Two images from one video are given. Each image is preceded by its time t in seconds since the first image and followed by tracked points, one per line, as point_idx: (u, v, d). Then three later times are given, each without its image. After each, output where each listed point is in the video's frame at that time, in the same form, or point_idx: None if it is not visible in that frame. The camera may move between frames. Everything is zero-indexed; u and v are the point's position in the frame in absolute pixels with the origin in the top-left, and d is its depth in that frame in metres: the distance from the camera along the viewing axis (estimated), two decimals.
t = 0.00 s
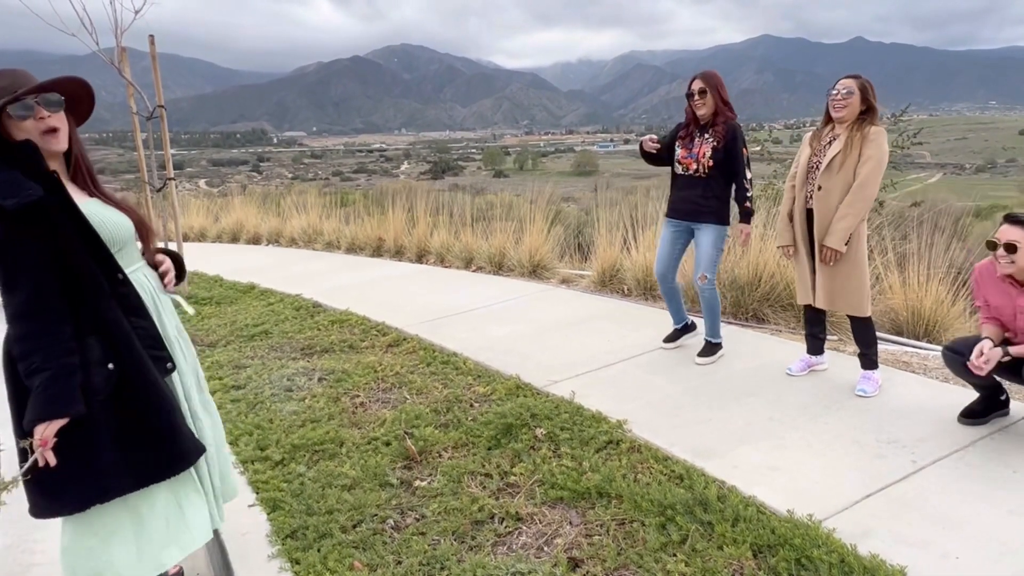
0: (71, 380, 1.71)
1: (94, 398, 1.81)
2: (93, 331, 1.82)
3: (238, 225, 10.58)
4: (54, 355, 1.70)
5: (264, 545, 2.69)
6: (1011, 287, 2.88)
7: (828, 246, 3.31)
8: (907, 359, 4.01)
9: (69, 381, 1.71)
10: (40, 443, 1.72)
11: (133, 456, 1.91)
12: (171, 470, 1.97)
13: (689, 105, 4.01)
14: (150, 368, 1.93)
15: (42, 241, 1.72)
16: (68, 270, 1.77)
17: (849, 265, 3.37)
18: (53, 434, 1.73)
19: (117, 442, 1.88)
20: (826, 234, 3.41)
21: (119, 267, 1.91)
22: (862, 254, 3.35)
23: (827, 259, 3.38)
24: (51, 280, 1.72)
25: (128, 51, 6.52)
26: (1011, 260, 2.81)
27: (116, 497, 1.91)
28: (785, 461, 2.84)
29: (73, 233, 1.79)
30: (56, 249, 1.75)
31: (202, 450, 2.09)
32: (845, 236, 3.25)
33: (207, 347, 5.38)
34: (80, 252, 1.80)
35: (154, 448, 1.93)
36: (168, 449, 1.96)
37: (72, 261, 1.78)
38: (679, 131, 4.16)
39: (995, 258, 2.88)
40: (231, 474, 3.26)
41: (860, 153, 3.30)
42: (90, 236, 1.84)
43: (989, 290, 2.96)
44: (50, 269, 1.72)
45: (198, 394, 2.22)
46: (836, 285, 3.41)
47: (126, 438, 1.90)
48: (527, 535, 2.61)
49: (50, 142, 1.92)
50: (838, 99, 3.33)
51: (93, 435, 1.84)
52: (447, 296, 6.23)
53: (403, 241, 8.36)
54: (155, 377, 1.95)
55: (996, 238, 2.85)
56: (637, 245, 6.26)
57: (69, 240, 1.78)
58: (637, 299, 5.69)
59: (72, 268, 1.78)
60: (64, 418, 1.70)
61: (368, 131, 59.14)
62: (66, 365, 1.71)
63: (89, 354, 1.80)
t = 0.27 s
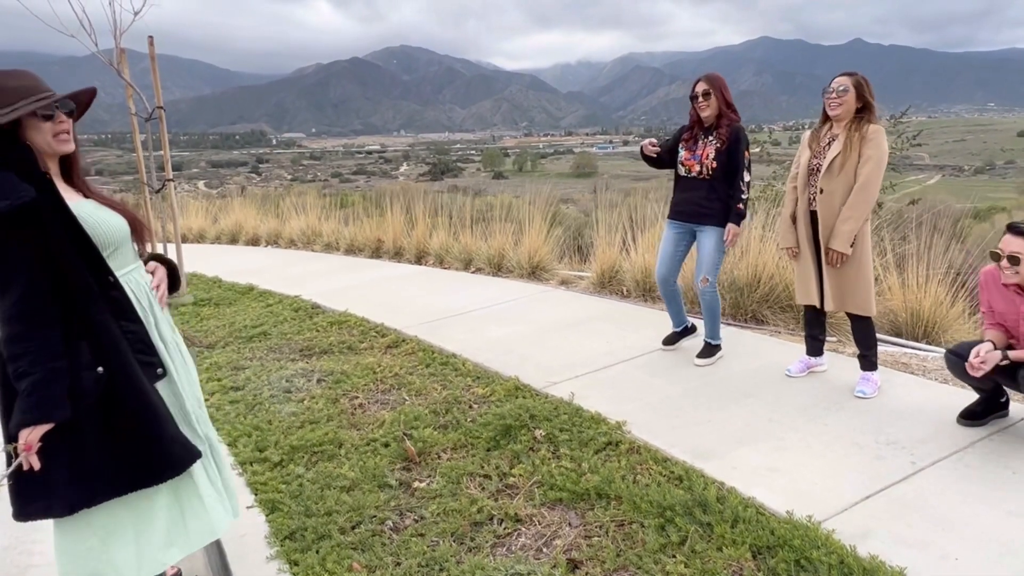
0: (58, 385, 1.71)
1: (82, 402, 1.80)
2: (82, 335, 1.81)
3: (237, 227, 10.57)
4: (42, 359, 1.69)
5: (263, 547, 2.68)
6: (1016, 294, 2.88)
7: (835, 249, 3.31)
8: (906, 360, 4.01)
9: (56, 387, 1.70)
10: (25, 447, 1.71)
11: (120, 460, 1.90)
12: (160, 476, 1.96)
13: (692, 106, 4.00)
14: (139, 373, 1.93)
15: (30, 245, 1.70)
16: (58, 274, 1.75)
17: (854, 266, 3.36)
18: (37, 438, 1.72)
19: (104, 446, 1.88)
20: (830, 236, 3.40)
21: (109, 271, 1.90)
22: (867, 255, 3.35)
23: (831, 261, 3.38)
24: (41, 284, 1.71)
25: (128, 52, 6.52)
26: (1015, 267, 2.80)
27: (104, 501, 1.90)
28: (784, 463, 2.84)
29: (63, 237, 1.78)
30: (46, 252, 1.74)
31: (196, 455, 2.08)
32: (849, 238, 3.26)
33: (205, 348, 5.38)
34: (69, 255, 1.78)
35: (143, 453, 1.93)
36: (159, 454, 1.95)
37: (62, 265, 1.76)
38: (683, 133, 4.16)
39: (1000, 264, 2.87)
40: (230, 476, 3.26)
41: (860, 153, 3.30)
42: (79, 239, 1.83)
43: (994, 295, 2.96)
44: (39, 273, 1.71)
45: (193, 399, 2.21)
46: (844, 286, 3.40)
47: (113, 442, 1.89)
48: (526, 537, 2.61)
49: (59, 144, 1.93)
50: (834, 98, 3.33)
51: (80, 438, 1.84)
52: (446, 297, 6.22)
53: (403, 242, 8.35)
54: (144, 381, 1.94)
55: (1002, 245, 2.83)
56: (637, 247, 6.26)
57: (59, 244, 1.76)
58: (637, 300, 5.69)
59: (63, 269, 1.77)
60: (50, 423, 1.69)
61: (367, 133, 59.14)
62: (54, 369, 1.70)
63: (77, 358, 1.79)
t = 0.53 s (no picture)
0: (62, 386, 1.70)
1: (83, 402, 1.80)
2: (83, 335, 1.80)
3: (235, 229, 10.56)
4: (44, 360, 1.68)
5: (261, 549, 2.68)
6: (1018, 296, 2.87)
7: (838, 252, 3.31)
8: (905, 361, 4.01)
9: (59, 388, 1.69)
10: (29, 448, 1.69)
11: (121, 460, 1.90)
12: (160, 477, 1.96)
13: (692, 107, 4.00)
14: (141, 374, 1.92)
15: (34, 245, 1.69)
16: (59, 275, 1.75)
17: (859, 267, 3.36)
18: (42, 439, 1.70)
19: (105, 447, 1.87)
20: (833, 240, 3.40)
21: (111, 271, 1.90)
22: (871, 255, 3.34)
23: (834, 264, 3.38)
24: (42, 284, 1.70)
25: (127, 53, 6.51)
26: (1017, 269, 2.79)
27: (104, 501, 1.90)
28: (783, 464, 2.84)
29: (66, 237, 1.77)
30: (49, 252, 1.73)
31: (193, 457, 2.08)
32: (852, 241, 3.26)
33: (204, 350, 5.37)
34: (72, 255, 1.78)
35: (144, 453, 1.93)
36: (159, 456, 1.95)
37: (65, 266, 1.76)
38: (683, 133, 4.16)
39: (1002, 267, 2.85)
40: (228, 477, 3.25)
41: (858, 154, 3.31)
42: (82, 240, 1.82)
43: (995, 298, 2.96)
44: (41, 273, 1.70)
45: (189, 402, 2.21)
46: (848, 288, 3.40)
47: (114, 443, 1.89)
48: (525, 538, 2.61)
49: (71, 144, 1.94)
50: (826, 99, 3.34)
51: (80, 439, 1.83)
52: (445, 298, 6.22)
53: (401, 244, 8.35)
54: (145, 382, 1.94)
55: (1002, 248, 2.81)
56: (636, 248, 6.26)
57: (61, 243, 1.75)
58: (636, 302, 5.68)
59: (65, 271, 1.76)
60: (55, 425, 1.68)
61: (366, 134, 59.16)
62: (57, 370, 1.69)
63: (79, 359, 1.79)
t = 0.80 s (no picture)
0: (72, 387, 1.70)
1: (93, 404, 1.79)
2: (92, 336, 1.80)
3: (233, 230, 10.55)
4: (55, 360, 1.68)
5: (260, 551, 2.68)
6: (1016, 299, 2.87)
7: (832, 253, 3.31)
8: (903, 364, 4.02)
9: (69, 389, 1.69)
10: (42, 449, 1.69)
11: (132, 462, 1.90)
12: (172, 476, 1.96)
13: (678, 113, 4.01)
14: (150, 375, 1.92)
15: (42, 247, 1.69)
16: (67, 275, 1.75)
17: (851, 270, 3.37)
18: (55, 440, 1.71)
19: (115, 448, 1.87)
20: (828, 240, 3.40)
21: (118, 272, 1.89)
22: (865, 259, 3.36)
23: (829, 266, 3.39)
24: (51, 285, 1.69)
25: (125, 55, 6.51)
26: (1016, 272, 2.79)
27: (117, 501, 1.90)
28: (782, 466, 2.84)
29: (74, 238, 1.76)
30: (57, 253, 1.73)
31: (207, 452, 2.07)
32: (846, 243, 3.27)
33: (203, 352, 5.37)
34: (80, 255, 1.77)
35: (154, 454, 1.92)
36: (171, 455, 1.95)
37: (73, 268, 1.75)
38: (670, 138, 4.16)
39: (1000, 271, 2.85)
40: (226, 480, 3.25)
41: (855, 157, 3.31)
42: (91, 242, 1.82)
43: (992, 302, 2.96)
44: (49, 274, 1.70)
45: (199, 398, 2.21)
46: (841, 290, 3.41)
47: (124, 444, 1.89)
48: (523, 541, 2.60)
49: (72, 143, 1.94)
50: (826, 104, 3.34)
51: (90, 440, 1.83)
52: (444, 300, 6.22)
53: (400, 246, 8.35)
54: (155, 383, 1.93)
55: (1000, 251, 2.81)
56: (634, 250, 6.26)
57: (69, 245, 1.75)
58: (634, 304, 5.69)
59: (72, 272, 1.76)
60: (66, 425, 1.68)
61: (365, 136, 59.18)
62: (67, 371, 1.69)
63: (88, 360, 1.78)
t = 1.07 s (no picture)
0: (74, 387, 1.69)
1: (93, 403, 1.79)
2: (93, 336, 1.79)
3: (233, 231, 10.55)
4: (56, 360, 1.67)
5: (258, 552, 2.68)
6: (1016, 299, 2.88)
7: (827, 253, 3.31)
8: (901, 365, 4.02)
9: (71, 388, 1.68)
10: (45, 448, 1.68)
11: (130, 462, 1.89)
12: (169, 477, 1.95)
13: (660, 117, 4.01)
14: (150, 376, 1.92)
15: (46, 245, 1.69)
16: (70, 274, 1.74)
17: (846, 272, 3.37)
18: (58, 439, 1.70)
19: (114, 448, 1.87)
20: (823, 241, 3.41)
21: (121, 274, 1.89)
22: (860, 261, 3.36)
23: (825, 267, 3.39)
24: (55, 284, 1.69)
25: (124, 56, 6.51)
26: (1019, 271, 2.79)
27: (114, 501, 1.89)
28: (780, 468, 2.84)
29: (78, 239, 1.77)
30: (61, 253, 1.73)
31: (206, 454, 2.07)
32: (843, 244, 3.27)
33: (202, 353, 5.37)
34: (84, 256, 1.78)
35: (154, 455, 1.92)
36: (169, 457, 1.94)
37: (74, 268, 1.75)
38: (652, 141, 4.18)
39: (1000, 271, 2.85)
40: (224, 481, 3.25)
41: (854, 159, 3.31)
42: (98, 242, 1.83)
43: (989, 305, 2.97)
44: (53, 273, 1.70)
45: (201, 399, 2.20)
46: (834, 292, 3.42)
47: (123, 444, 1.88)
48: (522, 542, 2.60)
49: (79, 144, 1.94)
50: (828, 107, 3.34)
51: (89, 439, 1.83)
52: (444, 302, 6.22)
53: (399, 247, 8.35)
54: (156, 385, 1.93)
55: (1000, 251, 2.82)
56: (633, 252, 6.27)
57: (74, 245, 1.75)
58: (633, 305, 5.69)
59: (75, 273, 1.76)
60: (68, 425, 1.67)
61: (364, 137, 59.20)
62: (69, 371, 1.69)
63: (89, 359, 1.78)
